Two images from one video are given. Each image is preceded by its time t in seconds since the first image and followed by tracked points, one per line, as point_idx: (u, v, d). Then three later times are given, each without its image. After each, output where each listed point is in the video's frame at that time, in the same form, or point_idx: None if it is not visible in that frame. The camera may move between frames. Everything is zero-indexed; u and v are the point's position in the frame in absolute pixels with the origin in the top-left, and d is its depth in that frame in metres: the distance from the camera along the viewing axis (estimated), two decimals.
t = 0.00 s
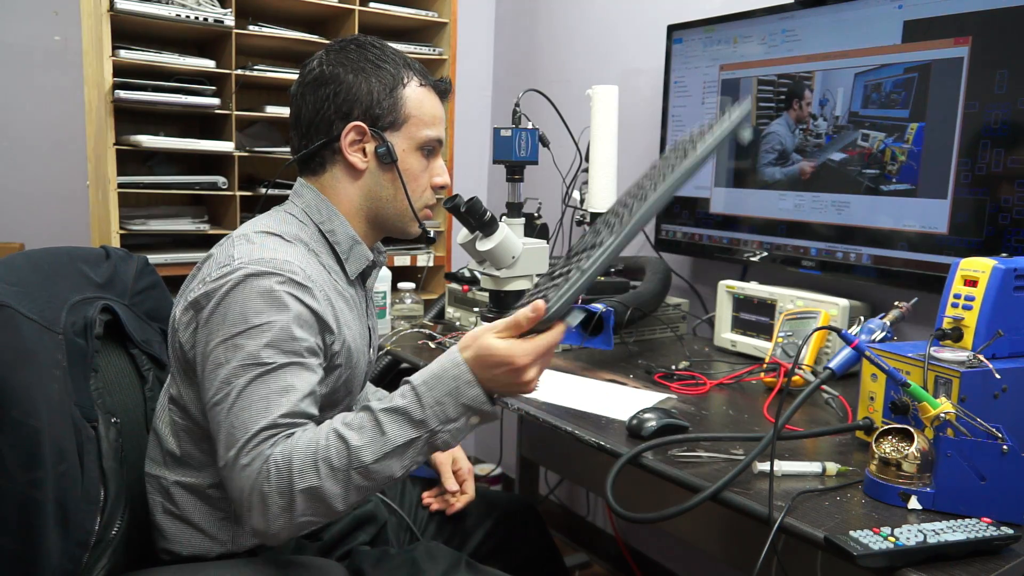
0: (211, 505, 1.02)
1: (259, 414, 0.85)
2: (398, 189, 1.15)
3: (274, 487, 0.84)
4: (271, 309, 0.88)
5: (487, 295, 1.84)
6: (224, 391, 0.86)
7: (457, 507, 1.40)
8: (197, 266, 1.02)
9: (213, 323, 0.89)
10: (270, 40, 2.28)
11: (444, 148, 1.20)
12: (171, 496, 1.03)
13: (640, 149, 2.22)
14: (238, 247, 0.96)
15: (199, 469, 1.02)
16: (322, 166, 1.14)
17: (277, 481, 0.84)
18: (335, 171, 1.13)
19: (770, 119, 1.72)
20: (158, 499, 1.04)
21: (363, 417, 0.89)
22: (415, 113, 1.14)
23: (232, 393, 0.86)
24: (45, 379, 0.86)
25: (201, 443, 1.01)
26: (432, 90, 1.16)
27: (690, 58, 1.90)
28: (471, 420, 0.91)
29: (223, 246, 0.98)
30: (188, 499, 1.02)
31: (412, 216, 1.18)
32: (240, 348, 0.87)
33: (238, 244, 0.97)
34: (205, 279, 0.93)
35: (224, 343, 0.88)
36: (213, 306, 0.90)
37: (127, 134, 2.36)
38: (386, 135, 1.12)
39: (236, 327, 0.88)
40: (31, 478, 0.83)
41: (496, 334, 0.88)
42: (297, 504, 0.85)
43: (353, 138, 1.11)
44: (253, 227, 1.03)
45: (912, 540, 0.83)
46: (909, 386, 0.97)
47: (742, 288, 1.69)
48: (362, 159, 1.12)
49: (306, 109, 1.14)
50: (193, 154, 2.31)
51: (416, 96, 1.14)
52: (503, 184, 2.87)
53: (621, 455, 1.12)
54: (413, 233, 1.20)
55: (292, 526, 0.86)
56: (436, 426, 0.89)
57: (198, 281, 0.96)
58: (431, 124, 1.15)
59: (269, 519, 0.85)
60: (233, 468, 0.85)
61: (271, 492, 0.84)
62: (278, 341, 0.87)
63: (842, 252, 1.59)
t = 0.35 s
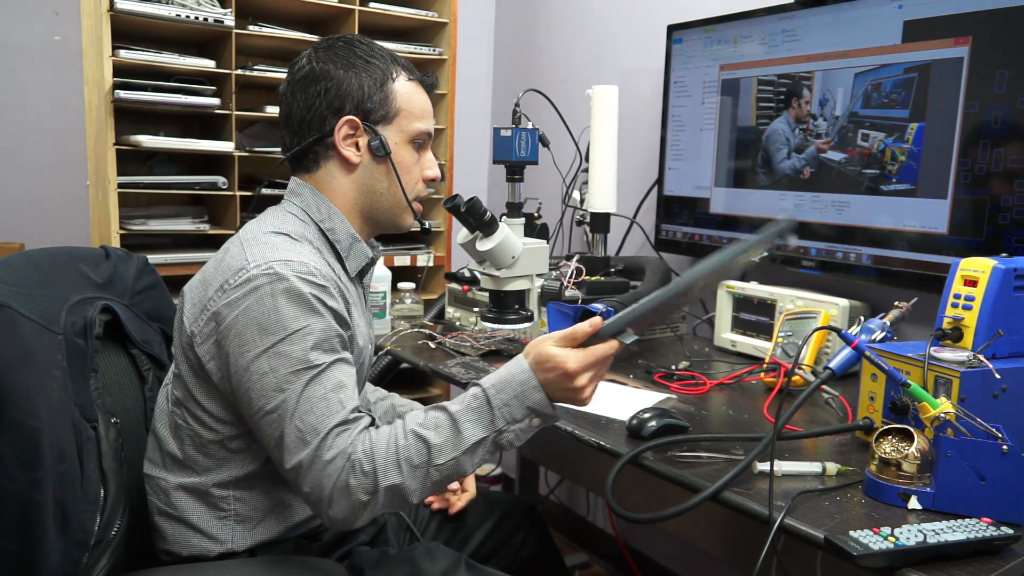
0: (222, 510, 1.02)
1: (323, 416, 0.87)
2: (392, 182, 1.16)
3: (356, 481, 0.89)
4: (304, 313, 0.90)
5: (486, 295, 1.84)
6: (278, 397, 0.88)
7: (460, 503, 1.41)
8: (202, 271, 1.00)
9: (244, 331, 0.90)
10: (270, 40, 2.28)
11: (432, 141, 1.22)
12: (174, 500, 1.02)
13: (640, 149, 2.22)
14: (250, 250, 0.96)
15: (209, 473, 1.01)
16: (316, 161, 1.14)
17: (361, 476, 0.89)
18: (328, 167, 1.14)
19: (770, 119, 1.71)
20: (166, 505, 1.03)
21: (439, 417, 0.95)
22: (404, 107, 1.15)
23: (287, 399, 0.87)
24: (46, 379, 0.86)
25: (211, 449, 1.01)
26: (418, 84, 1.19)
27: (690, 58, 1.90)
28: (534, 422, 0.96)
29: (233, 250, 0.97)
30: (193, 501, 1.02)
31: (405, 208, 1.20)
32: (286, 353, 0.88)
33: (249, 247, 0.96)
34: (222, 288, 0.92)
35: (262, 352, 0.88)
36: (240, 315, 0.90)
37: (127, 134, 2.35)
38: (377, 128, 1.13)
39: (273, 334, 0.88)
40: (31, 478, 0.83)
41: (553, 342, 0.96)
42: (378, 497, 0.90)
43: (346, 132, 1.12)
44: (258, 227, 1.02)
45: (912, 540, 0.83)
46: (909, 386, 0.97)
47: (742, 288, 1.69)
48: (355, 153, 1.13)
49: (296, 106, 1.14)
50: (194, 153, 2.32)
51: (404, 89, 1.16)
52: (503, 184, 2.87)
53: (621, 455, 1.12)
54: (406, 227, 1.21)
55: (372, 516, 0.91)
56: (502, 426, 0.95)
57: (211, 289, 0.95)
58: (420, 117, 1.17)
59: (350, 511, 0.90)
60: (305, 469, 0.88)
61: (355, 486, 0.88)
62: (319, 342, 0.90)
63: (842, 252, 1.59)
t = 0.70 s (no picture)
0: (241, 504, 1.05)
1: (404, 375, 0.95)
2: (391, 179, 1.17)
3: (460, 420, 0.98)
4: (351, 290, 0.97)
5: (486, 295, 1.84)
6: (350, 367, 0.94)
7: (457, 503, 1.42)
8: (219, 277, 1.02)
9: (296, 319, 0.95)
10: (270, 40, 2.28)
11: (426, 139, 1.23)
12: (188, 498, 1.06)
13: (640, 149, 2.22)
14: (280, 245, 1.00)
15: (237, 467, 1.05)
16: (315, 160, 1.14)
17: (467, 415, 0.99)
18: (327, 165, 1.14)
19: (770, 118, 1.71)
20: (187, 507, 1.06)
21: (531, 358, 1.05)
22: (399, 105, 1.16)
23: (362, 368, 0.94)
24: (46, 380, 0.86)
25: (236, 444, 1.04)
26: (412, 83, 1.19)
27: (690, 58, 1.90)
28: (604, 361, 1.06)
29: (257, 250, 1.00)
30: (212, 496, 1.05)
31: (404, 205, 1.21)
32: (351, 325, 0.94)
33: (275, 245, 1.00)
34: (263, 279, 0.97)
35: (319, 333, 0.94)
36: (287, 304, 0.95)
37: (127, 134, 2.36)
38: (374, 127, 1.14)
39: (323, 317, 0.94)
40: (33, 479, 0.83)
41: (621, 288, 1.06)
42: (486, 431, 1.00)
43: (344, 131, 1.12)
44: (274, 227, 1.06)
45: (911, 540, 0.83)
46: (909, 386, 0.97)
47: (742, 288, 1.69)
48: (354, 152, 1.14)
49: (294, 107, 1.14)
50: (194, 153, 2.32)
51: (399, 88, 1.16)
52: (503, 184, 2.87)
53: (621, 455, 1.13)
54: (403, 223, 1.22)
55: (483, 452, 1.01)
56: (565, 368, 1.04)
57: (244, 288, 0.98)
58: (414, 115, 1.18)
59: (466, 446, 0.99)
60: (404, 421, 0.95)
61: (473, 420, 0.99)
62: (371, 313, 0.97)
63: (842, 252, 1.59)
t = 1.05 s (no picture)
0: (255, 498, 1.07)
1: (412, 383, 0.99)
2: (400, 183, 1.18)
3: (461, 428, 1.01)
4: (370, 293, 1.00)
5: (486, 295, 1.84)
6: (366, 371, 0.96)
7: (452, 500, 1.42)
8: (236, 272, 1.03)
9: (314, 322, 0.97)
10: (270, 40, 2.28)
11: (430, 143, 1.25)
12: (201, 493, 1.07)
13: (640, 148, 2.22)
14: (300, 246, 1.02)
15: (252, 463, 1.06)
16: (327, 163, 1.15)
17: (467, 423, 1.02)
18: (339, 168, 1.15)
19: (770, 118, 1.71)
20: (201, 502, 1.07)
21: (524, 364, 1.07)
22: (410, 111, 1.17)
23: (377, 373, 0.97)
24: (52, 380, 0.86)
25: (251, 440, 1.05)
26: (420, 89, 1.21)
27: (690, 58, 1.90)
28: (593, 362, 1.10)
29: (278, 248, 1.02)
30: (226, 491, 1.07)
31: (411, 208, 1.22)
32: (369, 330, 0.97)
33: (295, 244, 1.02)
34: (287, 277, 0.98)
35: (339, 336, 0.96)
36: (308, 305, 0.97)
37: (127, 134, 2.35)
38: (387, 132, 1.15)
39: (343, 320, 0.96)
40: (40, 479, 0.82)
41: (614, 290, 1.10)
42: (482, 441, 1.03)
43: (357, 135, 1.13)
44: (290, 225, 1.07)
45: (911, 540, 0.83)
46: (909, 386, 0.97)
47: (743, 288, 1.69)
48: (366, 155, 1.14)
49: (305, 110, 1.14)
50: (194, 154, 2.32)
51: (409, 94, 1.18)
52: (503, 184, 2.87)
53: (621, 455, 1.13)
54: (409, 226, 1.24)
55: (478, 460, 1.04)
56: (561, 370, 1.07)
57: (266, 286, 1.00)
58: (423, 120, 1.20)
59: (462, 456, 1.02)
60: (409, 428, 0.98)
61: (469, 432, 1.02)
62: (387, 318, 1.00)
63: (843, 252, 1.59)
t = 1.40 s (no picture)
0: (255, 501, 1.07)
1: (431, 369, 1.01)
2: (395, 183, 1.19)
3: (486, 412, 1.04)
4: (377, 290, 1.01)
5: (486, 295, 1.84)
6: (383, 361, 0.98)
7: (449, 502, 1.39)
8: (235, 277, 1.03)
9: (328, 316, 0.97)
10: (270, 40, 2.28)
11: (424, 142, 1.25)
12: (200, 498, 1.07)
13: (640, 149, 2.22)
14: (303, 247, 1.02)
15: (253, 465, 1.07)
16: (321, 164, 1.15)
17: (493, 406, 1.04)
18: (335, 168, 1.15)
19: (770, 118, 1.71)
20: (201, 506, 1.07)
21: (548, 356, 1.11)
22: (405, 111, 1.18)
23: (395, 362, 0.98)
24: (52, 382, 0.86)
25: (252, 443, 1.06)
26: (415, 88, 1.21)
27: (690, 58, 1.90)
28: (606, 367, 1.15)
29: (278, 251, 1.02)
30: (225, 494, 1.07)
31: (404, 207, 1.24)
32: (379, 324, 0.98)
33: (296, 245, 1.02)
34: (292, 279, 0.98)
35: (350, 332, 0.97)
36: (314, 305, 0.97)
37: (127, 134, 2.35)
38: (382, 132, 1.15)
39: (355, 315, 0.97)
40: (42, 481, 0.82)
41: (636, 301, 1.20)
42: (510, 422, 1.06)
43: (353, 136, 1.13)
44: (289, 225, 1.07)
45: (911, 540, 0.83)
46: (909, 386, 0.97)
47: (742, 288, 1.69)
48: (362, 156, 1.15)
49: (300, 110, 1.14)
50: (193, 153, 2.31)
51: (404, 94, 1.18)
52: (503, 184, 2.87)
53: (620, 455, 1.13)
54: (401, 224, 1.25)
55: (505, 441, 1.06)
56: (577, 369, 1.11)
57: (269, 289, 1.00)
58: (419, 121, 1.20)
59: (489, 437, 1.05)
60: (429, 416, 1.00)
61: (499, 413, 1.05)
62: (394, 309, 1.01)
63: (842, 252, 1.59)
